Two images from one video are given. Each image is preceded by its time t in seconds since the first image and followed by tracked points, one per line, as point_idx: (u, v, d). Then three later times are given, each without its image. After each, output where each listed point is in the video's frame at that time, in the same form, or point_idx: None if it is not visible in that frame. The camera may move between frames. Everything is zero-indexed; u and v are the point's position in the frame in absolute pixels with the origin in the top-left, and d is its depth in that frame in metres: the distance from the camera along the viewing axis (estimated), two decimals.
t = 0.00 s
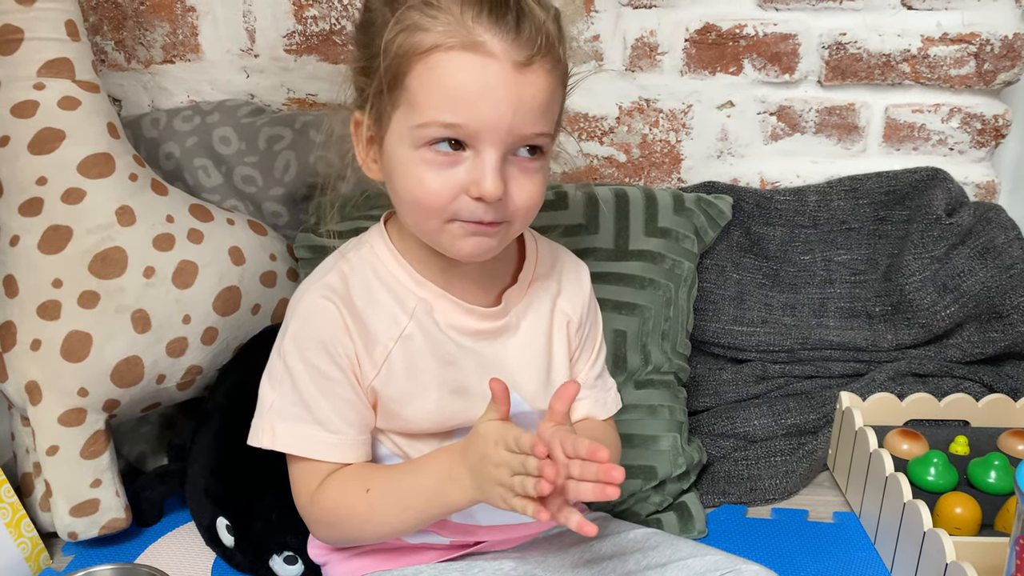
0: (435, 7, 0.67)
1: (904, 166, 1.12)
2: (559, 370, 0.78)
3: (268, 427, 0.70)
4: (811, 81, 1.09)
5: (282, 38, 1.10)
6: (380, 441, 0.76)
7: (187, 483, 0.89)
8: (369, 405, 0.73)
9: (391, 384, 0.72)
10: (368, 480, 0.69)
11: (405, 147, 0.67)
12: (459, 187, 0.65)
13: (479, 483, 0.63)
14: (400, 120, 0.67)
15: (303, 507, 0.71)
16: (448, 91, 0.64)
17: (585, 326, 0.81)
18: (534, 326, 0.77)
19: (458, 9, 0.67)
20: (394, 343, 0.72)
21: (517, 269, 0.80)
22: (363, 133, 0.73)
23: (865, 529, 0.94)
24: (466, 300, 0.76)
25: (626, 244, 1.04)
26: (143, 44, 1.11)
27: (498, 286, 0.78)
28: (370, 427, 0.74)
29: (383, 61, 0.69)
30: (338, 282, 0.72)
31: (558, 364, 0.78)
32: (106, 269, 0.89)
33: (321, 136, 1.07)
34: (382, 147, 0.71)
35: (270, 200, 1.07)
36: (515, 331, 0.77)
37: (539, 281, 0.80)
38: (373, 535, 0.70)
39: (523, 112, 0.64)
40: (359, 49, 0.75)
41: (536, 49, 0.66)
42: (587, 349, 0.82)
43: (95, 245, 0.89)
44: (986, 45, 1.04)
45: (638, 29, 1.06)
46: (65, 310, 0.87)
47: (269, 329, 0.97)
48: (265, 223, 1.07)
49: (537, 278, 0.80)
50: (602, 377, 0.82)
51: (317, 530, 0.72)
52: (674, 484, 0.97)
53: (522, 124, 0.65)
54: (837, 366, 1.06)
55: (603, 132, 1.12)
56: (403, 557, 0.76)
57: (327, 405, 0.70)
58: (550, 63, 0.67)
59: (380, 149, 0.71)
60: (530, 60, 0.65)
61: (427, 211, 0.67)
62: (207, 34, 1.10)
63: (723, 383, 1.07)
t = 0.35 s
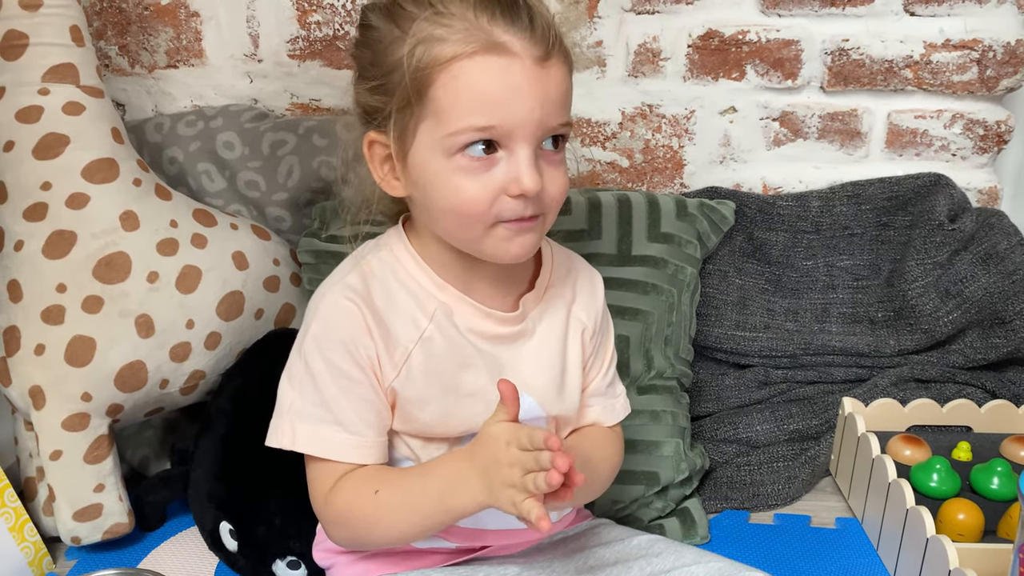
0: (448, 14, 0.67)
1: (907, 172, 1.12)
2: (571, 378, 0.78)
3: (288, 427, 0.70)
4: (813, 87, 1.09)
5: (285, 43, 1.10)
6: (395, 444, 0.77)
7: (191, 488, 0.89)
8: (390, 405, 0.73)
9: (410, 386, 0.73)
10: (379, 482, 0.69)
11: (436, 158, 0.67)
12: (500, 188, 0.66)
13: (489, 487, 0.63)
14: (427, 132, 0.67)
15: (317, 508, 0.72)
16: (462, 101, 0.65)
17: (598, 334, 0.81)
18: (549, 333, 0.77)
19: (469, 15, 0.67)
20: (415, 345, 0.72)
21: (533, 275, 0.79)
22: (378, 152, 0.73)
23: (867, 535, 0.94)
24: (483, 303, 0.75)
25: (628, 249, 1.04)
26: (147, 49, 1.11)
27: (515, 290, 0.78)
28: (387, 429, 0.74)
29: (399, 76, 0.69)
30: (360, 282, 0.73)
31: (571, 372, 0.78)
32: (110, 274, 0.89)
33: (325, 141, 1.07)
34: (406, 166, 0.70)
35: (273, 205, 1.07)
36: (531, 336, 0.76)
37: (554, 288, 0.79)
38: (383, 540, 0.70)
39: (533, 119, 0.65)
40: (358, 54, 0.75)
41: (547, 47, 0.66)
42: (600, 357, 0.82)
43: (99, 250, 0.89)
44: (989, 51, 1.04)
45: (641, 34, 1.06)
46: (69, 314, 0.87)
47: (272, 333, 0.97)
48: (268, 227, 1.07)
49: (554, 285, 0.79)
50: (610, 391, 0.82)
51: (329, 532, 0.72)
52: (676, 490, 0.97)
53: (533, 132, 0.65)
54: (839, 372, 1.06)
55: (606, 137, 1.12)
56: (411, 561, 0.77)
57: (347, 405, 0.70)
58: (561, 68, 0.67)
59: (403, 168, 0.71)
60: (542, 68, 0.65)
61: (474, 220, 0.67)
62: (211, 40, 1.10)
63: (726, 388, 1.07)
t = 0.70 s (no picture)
0: (455, 26, 0.68)
1: (907, 176, 1.12)
2: (574, 382, 0.77)
3: (290, 431, 0.70)
4: (814, 91, 1.09)
5: (287, 47, 1.11)
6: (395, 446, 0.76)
7: (191, 492, 0.89)
8: (389, 409, 0.73)
9: (411, 390, 0.73)
10: (372, 473, 0.69)
11: (460, 167, 0.67)
12: (530, 183, 0.66)
13: (481, 448, 0.64)
14: (449, 144, 0.67)
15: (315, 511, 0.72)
16: (471, 113, 0.65)
17: (600, 338, 0.81)
18: (551, 337, 0.77)
19: (475, 27, 0.68)
20: (415, 349, 0.72)
21: (535, 279, 0.79)
22: (388, 167, 0.72)
23: (869, 539, 0.94)
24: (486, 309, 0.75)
25: (629, 253, 1.04)
26: (148, 53, 1.11)
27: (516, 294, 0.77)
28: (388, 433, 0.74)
29: (413, 90, 0.69)
30: (360, 287, 0.73)
31: (575, 375, 0.77)
32: (111, 277, 0.89)
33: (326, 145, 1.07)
34: (427, 178, 0.69)
35: (274, 208, 1.07)
36: (533, 340, 0.76)
37: (556, 293, 0.79)
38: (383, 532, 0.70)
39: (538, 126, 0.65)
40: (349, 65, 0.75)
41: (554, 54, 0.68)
42: (602, 361, 0.82)
43: (100, 254, 0.89)
44: (989, 55, 1.04)
45: (642, 38, 1.07)
46: (70, 318, 0.87)
47: (273, 337, 0.97)
48: (269, 231, 1.07)
49: (555, 289, 0.79)
50: (614, 399, 0.82)
51: (329, 534, 0.72)
52: (677, 493, 0.97)
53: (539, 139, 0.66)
54: (840, 376, 1.06)
55: (607, 141, 1.12)
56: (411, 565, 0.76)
57: (347, 407, 0.70)
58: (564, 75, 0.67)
59: (422, 182, 0.70)
60: (546, 77, 0.66)
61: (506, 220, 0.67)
62: (212, 43, 1.11)
63: (727, 392, 1.07)
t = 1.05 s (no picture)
0: (428, 27, 0.68)
1: (907, 177, 1.12)
2: (573, 386, 0.77)
3: (289, 439, 0.70)
4: (814, 93, 1.09)
5: (287, 50, 1.11)
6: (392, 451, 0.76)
7: (193, 493, 0.89)
8: (387, 416, 0.73)
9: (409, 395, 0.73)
10: (376, 481, 0.69)
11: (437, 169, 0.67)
12: (506, 188, 0.66)
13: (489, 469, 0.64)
14: (425, 146, 0.67)
15: (313, 517, 0.72)
16: (449, 116, 0.65)
17: (599, 342, 0.81)
18: (549, 341, 0.77)
19: (445, 27, 0.68)
20: (412, 355, 0.72)
21: (534, 284, 0.79)
22: (372, 168, 0.73)
23: (870, 541, 0.94)
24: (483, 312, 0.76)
25: (630, 255, 1.04)
26: (149, 56, 1.11)
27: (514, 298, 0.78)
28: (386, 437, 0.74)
29: (393, 92, 0.69)
30: (358, 294, 0.73)
31: (575, 380, 0.77)
32: (112, 280, 0.89)
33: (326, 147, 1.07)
34: (406, 181, 0.70)
35: (275, 211, 1.08)
36: (531, 344, 0.76)
37: (555, 298, 0.80)
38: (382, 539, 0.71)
39: (518, 131, 0.65)
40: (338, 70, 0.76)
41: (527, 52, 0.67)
42: (602, 367, 0.81)
43: (101, 257, 0.89)
44: (989, 57, 1.04)
45: (642, 41, 1.07)
46: (71, 321, 0.88)
47: (274, 340, 0.97)
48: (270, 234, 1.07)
49: (554, 294, 0.80)
50: (614, 402, 0.81)
51: (329, 540, 0.72)
52: (678, 496, 0.97)
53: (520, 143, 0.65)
54: (841, 377, 1.06)
55: (607, 143, 1.12)
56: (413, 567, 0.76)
57: (346, 416, 0.70)
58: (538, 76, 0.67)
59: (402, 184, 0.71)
60: (523, 79, 0.65)
61: (484, 228, 0.67)
62: (212, 46, 1.11)
63: (728, 394, 1.07)
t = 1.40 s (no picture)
0: (378, 31, 0.67)
1: (917, 192, 1.10)
2: (559, 398, 0.76)
3: (272, 434, 0.68)
4: (822, 106, 1.07)
5: (287, 60, 1.09)
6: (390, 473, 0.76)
7: (187, 510, 0.87)
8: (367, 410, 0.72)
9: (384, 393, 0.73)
10: (324, 459, 0.66)
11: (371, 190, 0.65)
12: (424, 192, 0.63)
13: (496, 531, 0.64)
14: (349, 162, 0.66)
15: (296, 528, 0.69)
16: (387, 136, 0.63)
17: (595, 358, 0.79)
18: (537, 355, 0.76)
19: (393, 31, 0.66)
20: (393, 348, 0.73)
21: (525, 297, 0.78)
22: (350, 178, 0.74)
23: (879, 565, 0.91)
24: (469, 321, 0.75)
25: (633, 270, 1.03)
26: (149, 66, 1.10)
27: (503, 310, 0.77)
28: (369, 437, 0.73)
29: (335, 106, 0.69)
30: (338, 290, 0.73)
31: (561, 392, 0.76)
32: (106, 293, 0.87)
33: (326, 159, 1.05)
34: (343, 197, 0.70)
35: (274, 223, 1.06)
36: (516, 354, 0.75)
37: (548, 311, 0.77)
38: (361, 525, 0.66)
39: (437, 144, 0.62)
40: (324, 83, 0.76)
41: (459, 67, 0.64)
42: (607, 397, 0.79)
43: (96, 269, 0.88)
44: (1001, 70, 1.03)
45: (647, 52, 1.05)
46: (65, 335, 0.86)
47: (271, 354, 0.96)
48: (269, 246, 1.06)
49: (546, 306, 0.77)
50: (624, 424, 0.81)
51: (313, 546, 0.69)
52: (682, 516, 0.95)
53: (436, 159, 0.62)
54: (849, 396, 1.04)
55: (611, 156, 1.11)
56: None
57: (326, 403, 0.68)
58: (473, 92, 0.64)
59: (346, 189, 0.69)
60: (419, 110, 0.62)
61: (389, 233, 0.64)
62: (212, 56, 1.10)
63: (733, 411, 1.05)
